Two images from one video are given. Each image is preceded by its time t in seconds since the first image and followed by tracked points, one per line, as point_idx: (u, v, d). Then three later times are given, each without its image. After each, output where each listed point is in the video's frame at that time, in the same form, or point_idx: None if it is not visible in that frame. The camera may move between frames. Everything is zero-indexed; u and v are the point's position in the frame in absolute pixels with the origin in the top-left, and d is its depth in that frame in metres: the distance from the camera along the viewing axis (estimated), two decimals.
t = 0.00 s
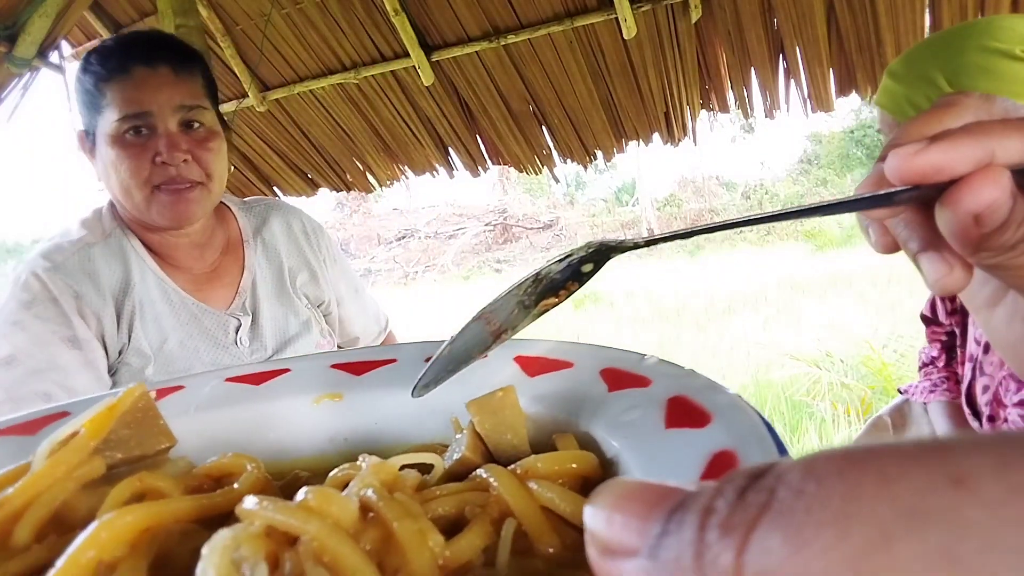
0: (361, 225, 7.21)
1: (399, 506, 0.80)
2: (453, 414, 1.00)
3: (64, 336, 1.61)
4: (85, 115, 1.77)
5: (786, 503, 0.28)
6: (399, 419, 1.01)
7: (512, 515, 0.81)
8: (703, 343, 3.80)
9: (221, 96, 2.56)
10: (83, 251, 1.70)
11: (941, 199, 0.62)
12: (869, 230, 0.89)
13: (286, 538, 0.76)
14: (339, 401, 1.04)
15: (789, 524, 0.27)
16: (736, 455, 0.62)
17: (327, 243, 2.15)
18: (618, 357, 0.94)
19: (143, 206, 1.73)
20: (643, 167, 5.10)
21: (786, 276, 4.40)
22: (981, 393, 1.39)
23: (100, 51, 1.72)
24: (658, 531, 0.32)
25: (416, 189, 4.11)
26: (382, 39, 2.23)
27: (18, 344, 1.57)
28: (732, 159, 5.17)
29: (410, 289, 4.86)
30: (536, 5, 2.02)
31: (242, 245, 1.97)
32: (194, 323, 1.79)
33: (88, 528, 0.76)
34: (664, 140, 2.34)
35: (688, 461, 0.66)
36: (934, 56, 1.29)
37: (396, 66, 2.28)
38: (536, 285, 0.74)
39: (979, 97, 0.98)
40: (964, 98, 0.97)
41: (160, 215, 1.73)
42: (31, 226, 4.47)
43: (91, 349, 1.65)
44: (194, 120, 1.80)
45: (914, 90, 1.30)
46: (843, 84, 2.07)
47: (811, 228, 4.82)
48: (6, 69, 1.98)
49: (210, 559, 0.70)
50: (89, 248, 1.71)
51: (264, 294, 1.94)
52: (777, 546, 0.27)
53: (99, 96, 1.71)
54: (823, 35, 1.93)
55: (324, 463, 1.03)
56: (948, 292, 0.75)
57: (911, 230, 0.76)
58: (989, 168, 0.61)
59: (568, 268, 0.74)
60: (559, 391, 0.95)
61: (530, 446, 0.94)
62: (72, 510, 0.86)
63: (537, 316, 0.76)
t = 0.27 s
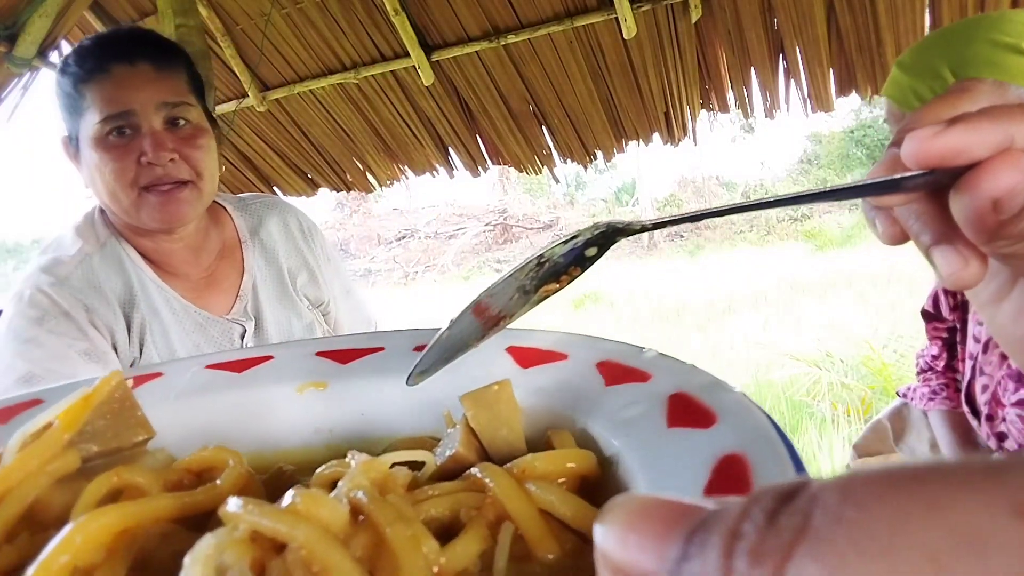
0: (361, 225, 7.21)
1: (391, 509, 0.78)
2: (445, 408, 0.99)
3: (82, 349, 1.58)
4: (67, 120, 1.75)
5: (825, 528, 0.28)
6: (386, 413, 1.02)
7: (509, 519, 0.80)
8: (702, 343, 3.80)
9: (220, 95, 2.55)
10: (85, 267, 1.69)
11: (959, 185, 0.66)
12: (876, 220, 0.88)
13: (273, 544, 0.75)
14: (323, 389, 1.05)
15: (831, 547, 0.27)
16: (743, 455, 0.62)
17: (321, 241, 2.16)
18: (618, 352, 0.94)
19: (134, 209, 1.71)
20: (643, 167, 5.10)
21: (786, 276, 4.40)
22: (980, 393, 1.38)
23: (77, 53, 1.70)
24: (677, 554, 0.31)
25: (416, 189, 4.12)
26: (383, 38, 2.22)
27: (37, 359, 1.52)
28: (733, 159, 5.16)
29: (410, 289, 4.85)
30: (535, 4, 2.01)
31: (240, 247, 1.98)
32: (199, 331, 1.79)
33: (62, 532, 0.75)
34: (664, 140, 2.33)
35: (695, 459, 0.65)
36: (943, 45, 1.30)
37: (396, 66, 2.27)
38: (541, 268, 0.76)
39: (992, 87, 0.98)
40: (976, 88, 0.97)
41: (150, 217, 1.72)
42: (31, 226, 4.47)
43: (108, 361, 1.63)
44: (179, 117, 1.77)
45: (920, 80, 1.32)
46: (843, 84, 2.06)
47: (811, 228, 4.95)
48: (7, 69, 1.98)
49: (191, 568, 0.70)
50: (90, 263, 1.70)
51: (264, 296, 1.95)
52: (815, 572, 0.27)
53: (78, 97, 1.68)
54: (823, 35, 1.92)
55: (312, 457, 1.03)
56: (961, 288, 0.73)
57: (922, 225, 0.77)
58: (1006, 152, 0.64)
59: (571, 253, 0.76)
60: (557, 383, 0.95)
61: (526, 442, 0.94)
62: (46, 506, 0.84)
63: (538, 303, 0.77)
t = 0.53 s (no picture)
0: (361, 225, 7.20)
1: (377, 497, 0.77)
2: (436, 394, 0.99)
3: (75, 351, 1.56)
4: (53, 122, 1.72)
5: (855, 518, 0.26)
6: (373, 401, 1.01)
7: (502, 507, 0.80)
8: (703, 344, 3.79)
9: (220, 95, 2.54)
10: (77, 276, 1.68)
11: (969, 174, 0.66)
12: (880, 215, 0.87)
13: (249, 534, 0.72)
14: (310, 376, 1.04)
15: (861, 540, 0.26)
16: (752, 444, 0.60)
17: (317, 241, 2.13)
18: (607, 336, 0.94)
19: (121, 211, 1.67)
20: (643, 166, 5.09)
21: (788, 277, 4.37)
22: (981, 393, 1.37)
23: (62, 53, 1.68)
24: (686, 547, 0.30)
25: (416, 188, 4.11)
26: (382, 38, 2.21)
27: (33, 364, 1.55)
28: (733, 159, 5.16)
29: (409, 289, 4.83)
30: (535, 4, 2.01)
31: (232, 249, 1.95)
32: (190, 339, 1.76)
33: (27, 521, 0.71)
34: (664, 140, 2.33)
35: (699, 446, 0.64)
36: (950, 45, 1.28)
37: (396, 66, 2.27)
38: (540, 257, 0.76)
39: (1000, 73, 0.97)
40: (985, 73, 0.96)
41: (137, 220, 1.68)
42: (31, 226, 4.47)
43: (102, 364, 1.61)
44: (168, 118, 1.73)
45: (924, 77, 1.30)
46: (843, 84, 2.05)
47: (811, 229, 4.92)
48: (6, 70, 1.97)
49: (163, 562, 0.66)
50: (82, 271, 1.69)
51: (257, 299, 1.93)
52: (849, 566, 0.26)
53: (63, 99, 1.65)
54: (823, 35, 1.92)
55: (297, 443, 1.03)
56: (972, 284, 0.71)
57: (930, 220, 0.76)
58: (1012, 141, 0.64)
59: (575, 241, 0.76)
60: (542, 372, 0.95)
61: (520, 428, 0.93)
62: (15, 493, 0.80)
63: (539, 291, 0.76)
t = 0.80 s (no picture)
0: (361, 225, 7.19)
1: (388, 462, 0.74)
2: (446, 367, 0.91)
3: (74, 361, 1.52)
4: (40, 126, 1.69)
5: (898, 440, 0.25)
6: (392, 384, 0.92)
7: (513, 475, 0.75)
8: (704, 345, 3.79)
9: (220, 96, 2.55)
10: (74, 287, 1.67)
11: (978, 159, 0.63)
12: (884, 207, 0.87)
13: (258, 496, 0.70)
14: (317, 353, 0.95)
15: (906, 460, 0.24)
16: (772, 405, 0.56)
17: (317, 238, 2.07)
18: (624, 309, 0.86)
19: (109, 211, 1.62)
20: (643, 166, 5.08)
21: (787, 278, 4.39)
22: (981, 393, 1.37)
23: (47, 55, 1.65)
24: (714, 487, 0.28)
25: (416, 188, 4.10)
26: (382, 38, 2.22)
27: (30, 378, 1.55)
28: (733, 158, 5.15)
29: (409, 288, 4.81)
30: (536, 5, 2.01)
31: (229, 250, 1.91)
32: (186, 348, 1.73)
33: (33, 479, 0.69)
34: (664, 140, 2.32)
35: (716, 413, 0.59)
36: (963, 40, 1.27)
37: (395, 66, 2.27)
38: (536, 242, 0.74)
39: (1007, 59, 0.95)
40: (992, 60, 0.94)
41: (126, 220, 1.62)
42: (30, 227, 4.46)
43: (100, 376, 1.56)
44: (154, 115, 1.68)
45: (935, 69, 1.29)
46: (843, 84, 2.05)
47: (811, 229, 4.96)
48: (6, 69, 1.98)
49: (169, 517, 0.64)
50: (80, 282, 1.67)
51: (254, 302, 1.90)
52: (894, 490, 0.24)
53: (48, 100, 1.62)
54: (823, 35, 1.91)
55: (305, 422, 0.93)
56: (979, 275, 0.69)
57: (937, 211, 0.74)
58: None
59: (576, 224, 0.74)
60: (560, 348, 0.87)
61: (531, 401, 0.86)
62: (17, 461, 0.76)
63: (534, 278, 0.75)
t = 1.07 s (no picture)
0: (359, 226, 7.17)
1: (403, 429, 0.67)
2: (455, 342, 0.83)
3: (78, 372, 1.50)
4: (27, 136, 1.60)
5: (913, 371, 0.25)
6: (403, 360, 0.84)
7: (523, 444, 0.69)
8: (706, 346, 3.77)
9: (220, 96, 2.56)
10: (71, 298, 1.64)
11: (984, 142, 0.63)
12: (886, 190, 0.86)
13: (273, 461, 0.64)
14: (325, 333, 0.87)
15: (924, 392, 0.24)
16: (779, 371, 0.54)
17: (316, 237, 2.03)
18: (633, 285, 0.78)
19: (96, 225, 1.54)
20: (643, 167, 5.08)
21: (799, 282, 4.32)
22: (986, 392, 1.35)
23: (29, 64, 1.56)
24: (727, 433, 0.28)
25: (415, 189, 4.09)
26: (383, 39, 2.23)
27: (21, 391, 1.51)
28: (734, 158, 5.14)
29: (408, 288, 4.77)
30: (536, 5, 2.01)
31: (225, 254, 1.86)
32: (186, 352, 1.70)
33: (47, 445, 0.62)
34: (664, 139, 2.33)
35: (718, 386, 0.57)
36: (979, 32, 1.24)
37: (396, 66, 2.27)
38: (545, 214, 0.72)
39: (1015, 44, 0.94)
40: (1000, 45, 0.93)
41: (112, 236, 1.55)
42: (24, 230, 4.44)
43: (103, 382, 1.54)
44: (140, 131, 1.55)
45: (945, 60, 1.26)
46: (843, 84, 2.04)
47: (811, 229, 5.01)
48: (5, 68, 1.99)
49: (186, 476, 0.59)
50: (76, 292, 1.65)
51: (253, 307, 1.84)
52: (914, 419, 0.24)
53: (33, 114, 1.53)
54: (823, 34, 1.91)
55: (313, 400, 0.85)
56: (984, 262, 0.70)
57: (942, 199, 0.73)
58: None
59: (579, 202, 0.72)
60: (576, 324, 0.79)
61: (541, 374, 0.78)
62: (31, 437, 0.69)
63: (539, 257, 0.72)
